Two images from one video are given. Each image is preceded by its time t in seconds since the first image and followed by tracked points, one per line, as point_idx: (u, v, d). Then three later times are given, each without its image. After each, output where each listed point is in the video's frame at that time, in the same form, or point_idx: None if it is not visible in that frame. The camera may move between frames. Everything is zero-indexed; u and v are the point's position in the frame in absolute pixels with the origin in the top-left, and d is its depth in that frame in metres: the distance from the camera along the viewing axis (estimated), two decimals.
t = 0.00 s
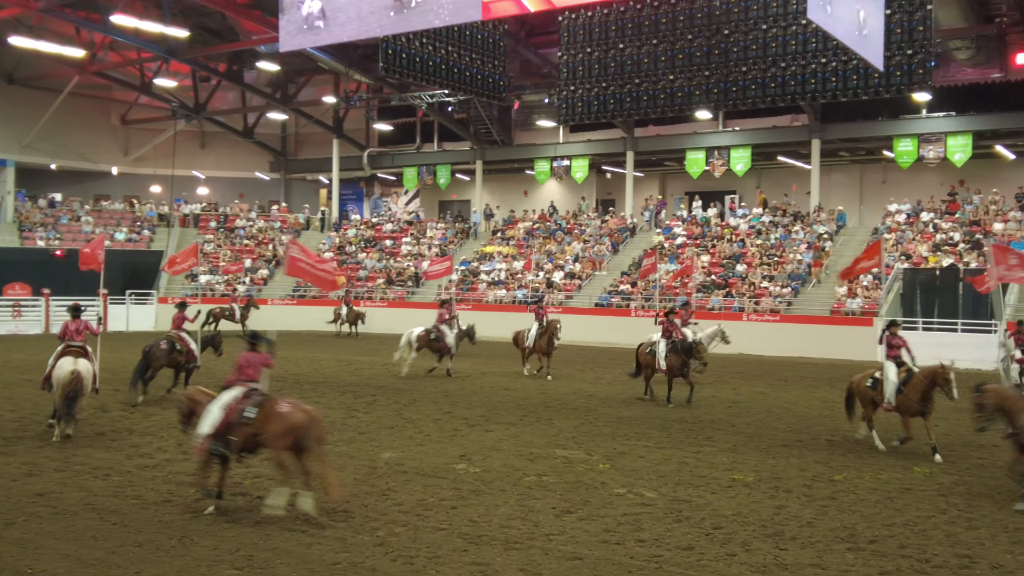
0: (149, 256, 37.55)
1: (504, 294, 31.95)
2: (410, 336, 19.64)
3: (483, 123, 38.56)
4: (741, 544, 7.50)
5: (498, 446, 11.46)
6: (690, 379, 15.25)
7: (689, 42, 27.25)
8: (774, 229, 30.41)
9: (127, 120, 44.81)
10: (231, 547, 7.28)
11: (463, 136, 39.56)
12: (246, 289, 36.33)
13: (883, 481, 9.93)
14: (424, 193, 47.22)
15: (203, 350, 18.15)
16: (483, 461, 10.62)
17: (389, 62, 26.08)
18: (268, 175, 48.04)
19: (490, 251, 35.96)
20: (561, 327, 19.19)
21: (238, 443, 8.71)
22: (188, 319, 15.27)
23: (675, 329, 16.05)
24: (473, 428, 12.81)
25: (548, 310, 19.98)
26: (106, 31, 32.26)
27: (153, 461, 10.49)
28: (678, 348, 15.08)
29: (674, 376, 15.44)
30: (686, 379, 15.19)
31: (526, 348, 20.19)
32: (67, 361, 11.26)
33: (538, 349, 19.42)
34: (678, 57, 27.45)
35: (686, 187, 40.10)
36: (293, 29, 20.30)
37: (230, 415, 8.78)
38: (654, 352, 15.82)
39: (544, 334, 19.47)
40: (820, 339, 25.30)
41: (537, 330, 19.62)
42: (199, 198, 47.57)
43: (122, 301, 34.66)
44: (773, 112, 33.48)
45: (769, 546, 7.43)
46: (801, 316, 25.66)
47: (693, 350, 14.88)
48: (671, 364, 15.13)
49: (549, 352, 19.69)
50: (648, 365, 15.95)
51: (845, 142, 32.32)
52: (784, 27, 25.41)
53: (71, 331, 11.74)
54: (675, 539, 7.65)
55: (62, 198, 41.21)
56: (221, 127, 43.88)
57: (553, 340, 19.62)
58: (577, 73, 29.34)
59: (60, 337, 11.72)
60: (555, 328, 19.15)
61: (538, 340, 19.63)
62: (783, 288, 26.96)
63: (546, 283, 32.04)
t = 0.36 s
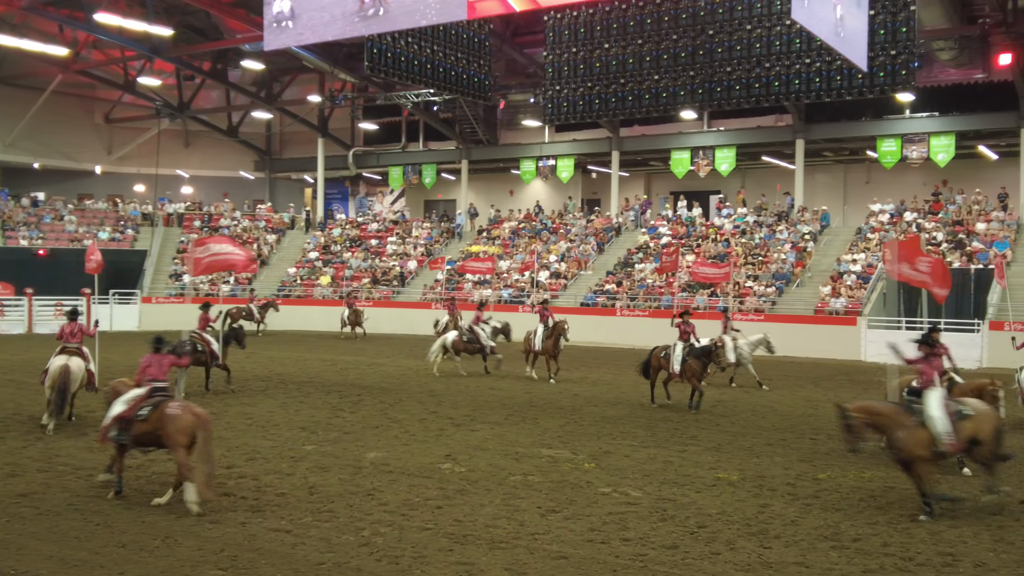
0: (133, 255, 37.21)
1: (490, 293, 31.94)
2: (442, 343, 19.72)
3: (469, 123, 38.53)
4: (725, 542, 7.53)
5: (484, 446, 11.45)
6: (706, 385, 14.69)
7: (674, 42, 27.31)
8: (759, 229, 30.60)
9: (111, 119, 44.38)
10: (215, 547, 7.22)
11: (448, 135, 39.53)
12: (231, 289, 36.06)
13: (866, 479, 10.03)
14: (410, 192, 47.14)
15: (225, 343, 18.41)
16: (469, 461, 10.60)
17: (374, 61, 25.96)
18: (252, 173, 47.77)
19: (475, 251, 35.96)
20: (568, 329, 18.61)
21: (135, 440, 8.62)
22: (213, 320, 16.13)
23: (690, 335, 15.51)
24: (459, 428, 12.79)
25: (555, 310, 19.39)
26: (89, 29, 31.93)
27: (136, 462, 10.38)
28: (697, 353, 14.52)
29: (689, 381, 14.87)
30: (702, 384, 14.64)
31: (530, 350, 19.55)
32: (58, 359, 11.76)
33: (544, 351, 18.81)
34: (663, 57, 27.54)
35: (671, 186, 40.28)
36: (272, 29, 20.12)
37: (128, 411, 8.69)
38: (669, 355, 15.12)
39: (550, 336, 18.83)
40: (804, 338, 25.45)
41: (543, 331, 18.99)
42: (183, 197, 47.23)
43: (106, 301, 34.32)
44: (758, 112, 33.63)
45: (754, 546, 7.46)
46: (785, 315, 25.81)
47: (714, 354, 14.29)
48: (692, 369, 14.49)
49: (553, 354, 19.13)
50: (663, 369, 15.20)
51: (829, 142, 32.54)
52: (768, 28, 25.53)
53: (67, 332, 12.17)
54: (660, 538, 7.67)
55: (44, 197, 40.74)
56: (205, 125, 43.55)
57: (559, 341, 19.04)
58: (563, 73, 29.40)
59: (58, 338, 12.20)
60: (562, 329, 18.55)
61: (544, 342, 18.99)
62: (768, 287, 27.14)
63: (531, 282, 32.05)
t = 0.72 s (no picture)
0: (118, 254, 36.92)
1: (476, 292, 31.94)
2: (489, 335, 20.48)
3: (456, 122, 38.50)
4: (712, 541, 7.56)
5: (470, 445, 11.44)
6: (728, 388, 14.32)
7: (660, 42, 27.36)
8: (745, 228, 30.76)
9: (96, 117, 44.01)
10: (201, 548, 7.18)
11: (436, 134, 39.50)
12: (217, 288, 35.85)
13: (853, 479, 10.10)
14: (397, 192, 47.06)
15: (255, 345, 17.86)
16: (456, 460, 10.60)
17: (361, 60, 25.88)
18: (239, 172, 47.51)
19: (463, 250, 35.95)
20: (579, 330, 18.07)
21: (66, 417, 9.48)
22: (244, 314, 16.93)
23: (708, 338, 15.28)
24: (446, 427, 12.77)
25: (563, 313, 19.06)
26: (74, 27, 31.64)
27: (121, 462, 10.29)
28: (720, 356, 14.13)
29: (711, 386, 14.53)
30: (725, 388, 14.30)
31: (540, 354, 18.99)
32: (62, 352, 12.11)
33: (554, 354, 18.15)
34: (650, 57, 27.60)
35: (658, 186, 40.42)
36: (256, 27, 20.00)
37: (64, 390, 9.58)
38: (690, 360, 14.76)
39: (561, 339, 18.28)
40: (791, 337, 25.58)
41: (552, 335, 18.38)
42: (169, 195, 46.90)
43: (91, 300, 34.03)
44: (745, 113, 33.77)
45: (741, 544, 7.48)
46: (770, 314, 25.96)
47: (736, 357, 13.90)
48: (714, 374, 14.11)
49: (564, 357, 18.53)
50: (683, 375, 14.87)
51: (815, 142, 32.70)
52: (755, 28, 25.62)
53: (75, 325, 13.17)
54: (647, 537, 7.69)
55: (28, 196, 40.33)
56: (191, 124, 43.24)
57: (570, 344, 18.46)
58: (550, 73, 29.42)
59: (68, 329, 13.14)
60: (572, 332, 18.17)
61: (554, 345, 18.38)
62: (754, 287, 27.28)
63: (519, 282, 32.06)
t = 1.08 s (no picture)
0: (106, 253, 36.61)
1: (465, 292, 31.90)
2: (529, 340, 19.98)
3: (445, 121, 38.46)
4: (699, 540, 7.58)
5: (459, 445, 11.41)
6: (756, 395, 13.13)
7: (648, 42, 27.41)
8: (732, 228, 30.88)
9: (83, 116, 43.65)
10: (188, 548, 7.13)
11: (424, 133, 39.46)
12: (205, 287, 35.63)
13: (839, 477, 10.15)
14: (385, 190, 46.96)
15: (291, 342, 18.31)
16: (444, 460, 10.58)
17: (348, 59, 25.80)
18: (226, 171, 47.24)
19: (451, 249, 35.92)
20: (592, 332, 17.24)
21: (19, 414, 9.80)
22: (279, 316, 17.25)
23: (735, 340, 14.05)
24: (434, 426, 12.75)
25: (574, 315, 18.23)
26: (61, 26, 31.37)
27: (108, 462, 10.20)
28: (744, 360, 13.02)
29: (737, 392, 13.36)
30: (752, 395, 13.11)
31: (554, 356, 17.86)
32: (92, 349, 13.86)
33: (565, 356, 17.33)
34: (638, 57, 27.67)
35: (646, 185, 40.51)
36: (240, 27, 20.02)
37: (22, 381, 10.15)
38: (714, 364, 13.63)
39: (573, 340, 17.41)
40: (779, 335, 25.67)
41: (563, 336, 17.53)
42: (156, 194, 46.56)
43: (77, 299, 33.73)
44: (732, 113, 33.91)
45: (729, 543, 7.50)
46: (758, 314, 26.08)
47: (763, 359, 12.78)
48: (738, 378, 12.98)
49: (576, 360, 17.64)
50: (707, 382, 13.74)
51: (803, 142, 32.86)
52: (743, 28, 25.68)
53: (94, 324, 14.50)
54: (636, 535, 7.70)
55: (14, 195, 39.92)
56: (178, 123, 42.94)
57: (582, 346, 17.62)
58: (538, 72, 29.44)
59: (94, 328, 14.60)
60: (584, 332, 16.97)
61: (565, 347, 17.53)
62: (741, 286, 27.36)
63: (507, 281, 32.04)
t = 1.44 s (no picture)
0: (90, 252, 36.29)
1: (451, 291, 31.87)
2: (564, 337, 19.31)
3: (431, 120, 38.40)
4: (684, 538, 7.60)
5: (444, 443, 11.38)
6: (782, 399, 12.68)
7: (635, 41, 27.48)
8: (718, 227, 31.03)
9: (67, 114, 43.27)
10: (173, 547, 7.08)
11: (410, 131, 39.39)
12: (190, 286, 35.39)
13: (823, 474, 10.21)
14: (371, 189, 46.83)
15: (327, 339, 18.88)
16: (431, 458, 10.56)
17: (334, 57, 25.71)
18: (211, 170, 46.94)
19: (438, 248, 35.87)
20: (605, 333, 16.20)
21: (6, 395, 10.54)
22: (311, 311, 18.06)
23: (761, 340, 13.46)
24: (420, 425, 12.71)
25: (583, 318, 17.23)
26: (45, 23, 31.06)
27: (92, 461, 10.11)
28: (770, 361, 12.57)
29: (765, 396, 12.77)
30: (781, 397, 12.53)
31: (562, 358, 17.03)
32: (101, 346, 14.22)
33: (578, 360, 16.26)
34: (624, 55, 27.75)
35: (633, 184, 40.62)
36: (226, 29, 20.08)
37: None
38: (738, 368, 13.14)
39: (585, 342, 16.36)
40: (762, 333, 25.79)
41: (574, 338, 16.51)
42: (141, 192, 46.19)
43: (61, 298, 33.41)
44: (718, 112, 34.05)
45: (715, 541, 7.53)
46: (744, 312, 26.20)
47: (790, 362, 12.32)
48: (764, 380, 12.52)
49: (588, 364, 16.51)
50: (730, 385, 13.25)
51: (788, 141, 33.04)
52: (728, 28, 25.75)
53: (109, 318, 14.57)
54: (622, 533, 7.72)
55: None
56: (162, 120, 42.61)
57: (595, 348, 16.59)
58: (524, 71, 29.44)
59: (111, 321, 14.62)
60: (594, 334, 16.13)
61: (577, 350, 16.44)
62: (727, 284, 27.45)
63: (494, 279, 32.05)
